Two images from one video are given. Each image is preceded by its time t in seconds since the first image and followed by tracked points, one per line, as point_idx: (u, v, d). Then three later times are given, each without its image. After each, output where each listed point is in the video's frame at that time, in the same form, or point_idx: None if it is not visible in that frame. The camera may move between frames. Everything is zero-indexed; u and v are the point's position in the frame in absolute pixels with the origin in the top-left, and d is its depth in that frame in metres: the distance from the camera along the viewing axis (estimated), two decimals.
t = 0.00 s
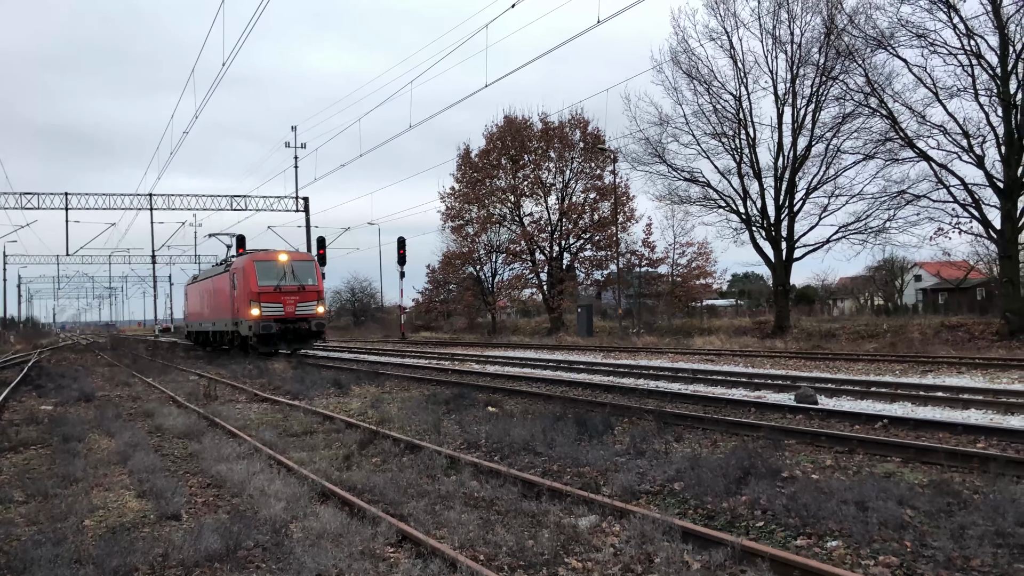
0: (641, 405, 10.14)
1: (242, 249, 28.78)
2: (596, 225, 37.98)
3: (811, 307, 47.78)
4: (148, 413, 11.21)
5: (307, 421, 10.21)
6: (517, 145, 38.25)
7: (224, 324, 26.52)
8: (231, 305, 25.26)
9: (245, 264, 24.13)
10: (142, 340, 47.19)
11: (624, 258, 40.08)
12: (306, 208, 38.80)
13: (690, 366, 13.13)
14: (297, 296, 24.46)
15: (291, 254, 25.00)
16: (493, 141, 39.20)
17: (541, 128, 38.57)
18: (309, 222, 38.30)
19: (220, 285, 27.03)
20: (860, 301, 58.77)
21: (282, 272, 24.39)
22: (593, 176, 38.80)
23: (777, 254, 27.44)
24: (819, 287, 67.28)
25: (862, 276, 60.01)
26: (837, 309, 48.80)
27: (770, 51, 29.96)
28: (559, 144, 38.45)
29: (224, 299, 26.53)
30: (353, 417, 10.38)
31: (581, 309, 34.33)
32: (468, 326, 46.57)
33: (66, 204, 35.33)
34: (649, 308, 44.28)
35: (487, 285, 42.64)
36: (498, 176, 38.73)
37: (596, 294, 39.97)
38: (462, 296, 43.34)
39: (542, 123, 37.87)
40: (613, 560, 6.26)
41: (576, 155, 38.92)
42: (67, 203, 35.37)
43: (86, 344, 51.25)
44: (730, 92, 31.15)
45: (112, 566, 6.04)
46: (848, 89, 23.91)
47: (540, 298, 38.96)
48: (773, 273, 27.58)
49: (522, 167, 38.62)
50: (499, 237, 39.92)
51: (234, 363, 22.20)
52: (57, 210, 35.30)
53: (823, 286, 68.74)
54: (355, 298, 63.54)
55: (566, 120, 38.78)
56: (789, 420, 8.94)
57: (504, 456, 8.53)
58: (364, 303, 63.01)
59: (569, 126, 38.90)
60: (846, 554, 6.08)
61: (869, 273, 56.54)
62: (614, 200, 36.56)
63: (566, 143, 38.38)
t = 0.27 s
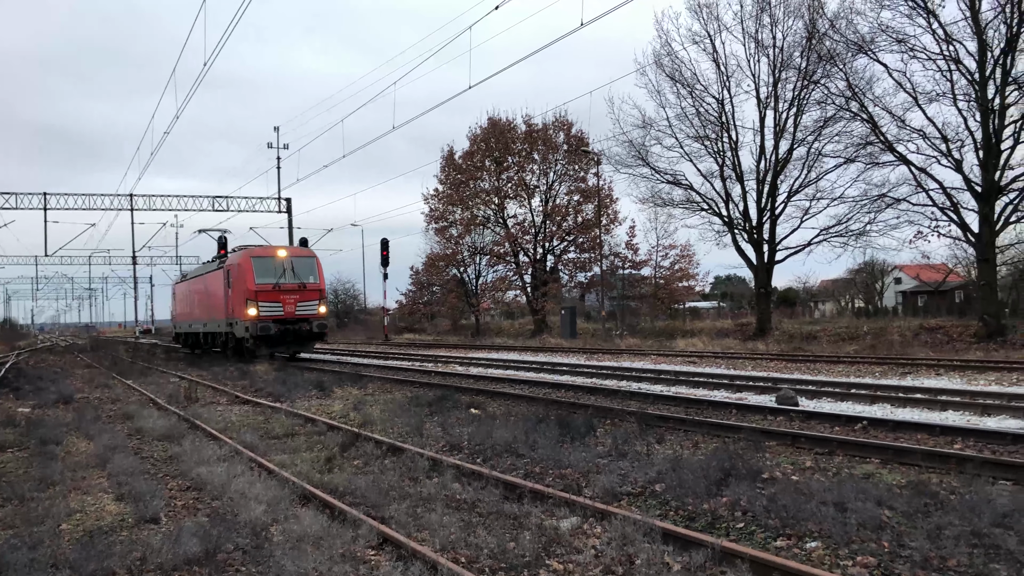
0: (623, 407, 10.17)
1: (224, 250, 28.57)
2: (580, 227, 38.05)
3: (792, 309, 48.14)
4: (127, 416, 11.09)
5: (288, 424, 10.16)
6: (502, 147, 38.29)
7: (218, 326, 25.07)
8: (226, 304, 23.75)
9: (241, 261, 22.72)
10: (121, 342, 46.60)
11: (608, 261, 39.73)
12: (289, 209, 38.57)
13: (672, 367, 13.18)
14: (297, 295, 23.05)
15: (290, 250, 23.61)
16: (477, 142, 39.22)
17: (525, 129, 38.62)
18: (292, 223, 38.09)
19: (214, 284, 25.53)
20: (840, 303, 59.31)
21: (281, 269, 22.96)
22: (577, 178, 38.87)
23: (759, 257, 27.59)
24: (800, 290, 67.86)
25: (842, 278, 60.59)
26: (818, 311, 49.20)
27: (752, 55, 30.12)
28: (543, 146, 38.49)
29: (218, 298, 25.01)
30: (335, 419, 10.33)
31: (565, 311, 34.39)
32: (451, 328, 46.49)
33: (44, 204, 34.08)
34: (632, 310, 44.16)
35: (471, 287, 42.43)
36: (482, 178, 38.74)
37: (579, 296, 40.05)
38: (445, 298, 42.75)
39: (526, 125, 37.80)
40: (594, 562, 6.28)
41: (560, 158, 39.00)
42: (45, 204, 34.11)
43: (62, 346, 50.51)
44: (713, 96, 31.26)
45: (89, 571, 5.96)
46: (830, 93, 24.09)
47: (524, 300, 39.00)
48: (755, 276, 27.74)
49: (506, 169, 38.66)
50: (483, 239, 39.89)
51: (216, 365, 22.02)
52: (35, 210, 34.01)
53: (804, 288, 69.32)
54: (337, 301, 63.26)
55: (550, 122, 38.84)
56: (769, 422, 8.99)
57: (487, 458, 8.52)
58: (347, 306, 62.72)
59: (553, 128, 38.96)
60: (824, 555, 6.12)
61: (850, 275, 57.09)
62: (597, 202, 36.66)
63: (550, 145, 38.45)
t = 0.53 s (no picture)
0: (611, 410, 10.18)
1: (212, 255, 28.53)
2: (568, 230, 38.09)
3: (779, 311, 48.37)
4: (112, 421, 11.01)
5: (274, 428, 10.11)
6: (489, 150, 38.30)
7: (217, 329, 23.68)
8: (228, 306, 22.33)
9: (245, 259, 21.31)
10: (106, 347, 46.22)
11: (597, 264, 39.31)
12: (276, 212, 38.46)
13: (661, 370, 13.21)
14: (306, 296, 21.66)
15: (298, 248, 22.25)
16: (465, 146, 39.25)
17: (513, 133, 38.66)
18: (280, 226, 37.97)
19: (213, 285, 24.06)
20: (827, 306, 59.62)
21: (287, 269, 21.61)
22: (565, 182, 38.91)
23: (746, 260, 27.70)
24: (787, 292, 68.20)
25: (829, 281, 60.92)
26: (805, 314, 49.43)
27: (738, 59, 30.27)
28: (530, 150, 38.54)
29: (217, 300, 23.57)
30: (322, 424, 10.29)
31: (553, 315, 34.41)
32: (439, 331, 46.41)
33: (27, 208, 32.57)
34: (620, 313, 44.11)
35: (460, 290, 42.14)
36: (470, 181, 38.74)
37: (567, 299, 40.08)
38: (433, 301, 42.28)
39: (514, 129, 37.97)
40: (581, 565, 6.28)
41: (547, 161, 39.05)
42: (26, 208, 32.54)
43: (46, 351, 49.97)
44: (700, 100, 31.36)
45: None
46: (815, 97, 24.25)
47: (512, 303, 39.01)
48: (741, 279, 27.86)
49: (494, 172, 38.68)
50: (471, 242, 39.82)
51: (202, 369, 21.88)
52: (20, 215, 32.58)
53: (791, 290, 69.65)
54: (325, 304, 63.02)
55: (538, 125, 38.89)
56: (756, 424, 9.03)
57: (475, 461, 8.51)
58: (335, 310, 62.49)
59: (541, 132, 39.02)
60: (810, 557, 6.15)
61: (836, 277, 57.40)
62: (585, 205, 36.72)
63: (538, 149, 38.51)
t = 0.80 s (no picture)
0: (597, 413, 10.19)
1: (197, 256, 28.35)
2: (555, 233, 38.14)
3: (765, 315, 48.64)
4: (95, 423, 10.92)
5: (259, 431, 10.06)
6: (477, 153, 38.30)
7: (217, 331, 22.33)
8: (230, 305, 21.02)
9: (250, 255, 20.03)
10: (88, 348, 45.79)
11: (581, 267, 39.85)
12: (262, 213, 38.40)
13: (646, 373, 13.24)
14: (315, 295, 20.44)
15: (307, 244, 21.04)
16: (452, 148, 39.25)
17: (501, 136, 38.67)
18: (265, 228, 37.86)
19: (213, 283, 22.69)
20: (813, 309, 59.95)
21: (296, 266, 20.35)
22: (552, 185, 38.94)
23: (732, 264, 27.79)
24: (772, 295, 68.56)
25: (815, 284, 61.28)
26: (790, 317, 49.70)
27: (725, 64, 30.39)
28: (518, 152, 38.56)
29: (217, 299, 22.22)
30: (307, 426, 10.25)
31: (540, 317, 34.41)
32: (426, 333, 46.31)
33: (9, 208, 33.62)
34: (607, 316, 44.22)
35: (446, 292, 42.16)
36: (457, 183, 38.72)
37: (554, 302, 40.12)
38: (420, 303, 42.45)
39: (501, 132, 37.98)
40: (565, 568, 6.28)
41: (535, 164, 39.08)
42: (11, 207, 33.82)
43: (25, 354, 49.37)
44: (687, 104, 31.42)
45: None
46: (801, 103, 24.39)
47: (499, 306, 39.01)
48: (728, 283, 27.94)
49: (481, 174, 38.67)
50: (458, 245, 39.75)
51: (187, 371, 21.74)
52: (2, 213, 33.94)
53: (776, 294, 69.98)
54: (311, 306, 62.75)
55: (526, 128, 38.92)
56: (740, 428, 9.06)
57: (460, 464, 8.50)
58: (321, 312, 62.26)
59: (528, 134, 39.05)
60: (793, 560, 6.18)
61: (821, 281, 57.76)
62: (572, 209, 36.76)
63: (525, 152, 38.55)
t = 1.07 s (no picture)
0: (585, 418, 10.19)
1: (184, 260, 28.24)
2: (544, 238, 38.18)
3: (753, 320, 48.84)
4: (80, 429, 10.85)
5: (246, 436, 10.01)
6: (466, 157, 38.32)
7: (222, 334, 20.82)
8: (238, 307, 19.51)
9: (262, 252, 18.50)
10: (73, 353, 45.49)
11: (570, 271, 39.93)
12: (250, 218, 38.38)
13: (635, 378, 13.26)
14: (332, 296, 18.89)
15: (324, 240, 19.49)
16: (441, 153, 39.26)
17: (490, 140, 38.70)
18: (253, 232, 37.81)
19: (218, 282, 21.18)
20: (800, 315, 60.20)
21: (312, 263, 18.82)
22: (541, 190, 38.97)
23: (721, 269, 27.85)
24: (760, 301, 68.83)
25: (803, 289, 61.54)
26: (778, 322, 49.89)
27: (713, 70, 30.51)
28: (507, 157, 38.60)
29: (223, 300, 20.71)
30: (294, 431, 10.21)
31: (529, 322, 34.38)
32: (415, 338, 46.20)
33: None
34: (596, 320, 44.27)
35: (435, 297, 42.14)
36: (446, 188, 38.73)
37: (543, 306, 40.12)
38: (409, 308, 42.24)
39: (490, 136, 38.01)
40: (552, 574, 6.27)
41: (524, 169, 39.11)
42: None
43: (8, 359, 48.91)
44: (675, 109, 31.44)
45: None
46: (789, 108, 24.53)
47: (488, 310, 38.98)
48: (716, 287, 28.00)
49: (470, 179, 38.67)
50: (447, 250, 39.67)
51: (174, 376, 21.62)
52: None
53: (764, 299, 70.23)
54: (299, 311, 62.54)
55: (515, 133, 38.96)
56: (728, 432, 9.09)
57: (448, 469, 8.48)
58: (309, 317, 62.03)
59: (518, 139, 39.09)
60: (780, 565, 6.20)
61: (809, 286, 58.01)
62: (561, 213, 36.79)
63: (514, 157, 38.60)
